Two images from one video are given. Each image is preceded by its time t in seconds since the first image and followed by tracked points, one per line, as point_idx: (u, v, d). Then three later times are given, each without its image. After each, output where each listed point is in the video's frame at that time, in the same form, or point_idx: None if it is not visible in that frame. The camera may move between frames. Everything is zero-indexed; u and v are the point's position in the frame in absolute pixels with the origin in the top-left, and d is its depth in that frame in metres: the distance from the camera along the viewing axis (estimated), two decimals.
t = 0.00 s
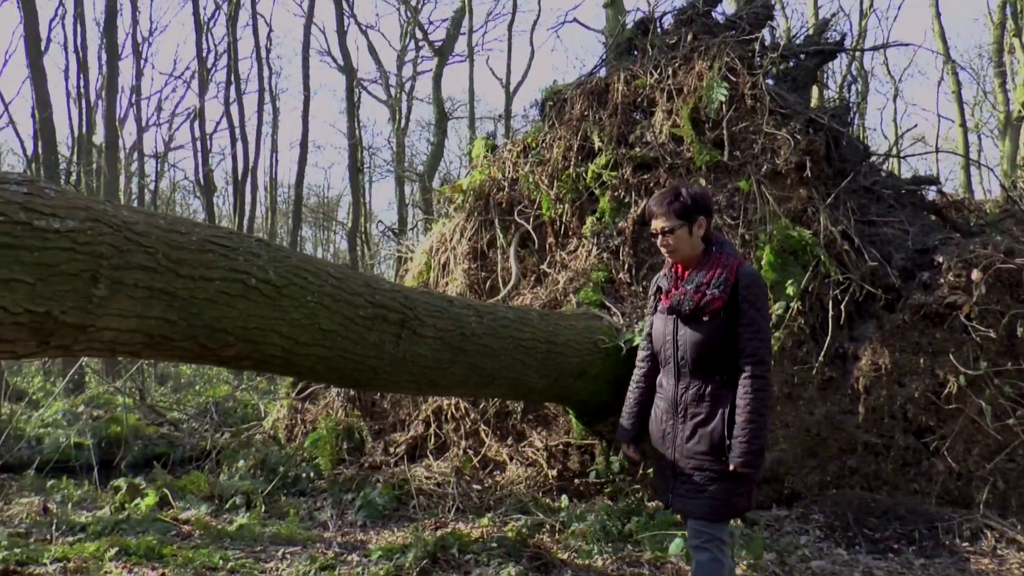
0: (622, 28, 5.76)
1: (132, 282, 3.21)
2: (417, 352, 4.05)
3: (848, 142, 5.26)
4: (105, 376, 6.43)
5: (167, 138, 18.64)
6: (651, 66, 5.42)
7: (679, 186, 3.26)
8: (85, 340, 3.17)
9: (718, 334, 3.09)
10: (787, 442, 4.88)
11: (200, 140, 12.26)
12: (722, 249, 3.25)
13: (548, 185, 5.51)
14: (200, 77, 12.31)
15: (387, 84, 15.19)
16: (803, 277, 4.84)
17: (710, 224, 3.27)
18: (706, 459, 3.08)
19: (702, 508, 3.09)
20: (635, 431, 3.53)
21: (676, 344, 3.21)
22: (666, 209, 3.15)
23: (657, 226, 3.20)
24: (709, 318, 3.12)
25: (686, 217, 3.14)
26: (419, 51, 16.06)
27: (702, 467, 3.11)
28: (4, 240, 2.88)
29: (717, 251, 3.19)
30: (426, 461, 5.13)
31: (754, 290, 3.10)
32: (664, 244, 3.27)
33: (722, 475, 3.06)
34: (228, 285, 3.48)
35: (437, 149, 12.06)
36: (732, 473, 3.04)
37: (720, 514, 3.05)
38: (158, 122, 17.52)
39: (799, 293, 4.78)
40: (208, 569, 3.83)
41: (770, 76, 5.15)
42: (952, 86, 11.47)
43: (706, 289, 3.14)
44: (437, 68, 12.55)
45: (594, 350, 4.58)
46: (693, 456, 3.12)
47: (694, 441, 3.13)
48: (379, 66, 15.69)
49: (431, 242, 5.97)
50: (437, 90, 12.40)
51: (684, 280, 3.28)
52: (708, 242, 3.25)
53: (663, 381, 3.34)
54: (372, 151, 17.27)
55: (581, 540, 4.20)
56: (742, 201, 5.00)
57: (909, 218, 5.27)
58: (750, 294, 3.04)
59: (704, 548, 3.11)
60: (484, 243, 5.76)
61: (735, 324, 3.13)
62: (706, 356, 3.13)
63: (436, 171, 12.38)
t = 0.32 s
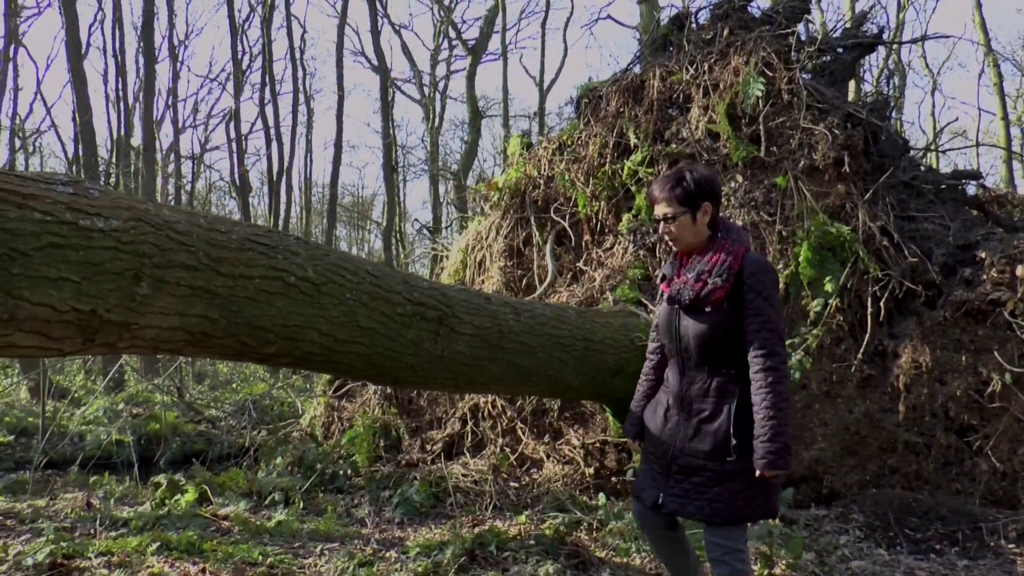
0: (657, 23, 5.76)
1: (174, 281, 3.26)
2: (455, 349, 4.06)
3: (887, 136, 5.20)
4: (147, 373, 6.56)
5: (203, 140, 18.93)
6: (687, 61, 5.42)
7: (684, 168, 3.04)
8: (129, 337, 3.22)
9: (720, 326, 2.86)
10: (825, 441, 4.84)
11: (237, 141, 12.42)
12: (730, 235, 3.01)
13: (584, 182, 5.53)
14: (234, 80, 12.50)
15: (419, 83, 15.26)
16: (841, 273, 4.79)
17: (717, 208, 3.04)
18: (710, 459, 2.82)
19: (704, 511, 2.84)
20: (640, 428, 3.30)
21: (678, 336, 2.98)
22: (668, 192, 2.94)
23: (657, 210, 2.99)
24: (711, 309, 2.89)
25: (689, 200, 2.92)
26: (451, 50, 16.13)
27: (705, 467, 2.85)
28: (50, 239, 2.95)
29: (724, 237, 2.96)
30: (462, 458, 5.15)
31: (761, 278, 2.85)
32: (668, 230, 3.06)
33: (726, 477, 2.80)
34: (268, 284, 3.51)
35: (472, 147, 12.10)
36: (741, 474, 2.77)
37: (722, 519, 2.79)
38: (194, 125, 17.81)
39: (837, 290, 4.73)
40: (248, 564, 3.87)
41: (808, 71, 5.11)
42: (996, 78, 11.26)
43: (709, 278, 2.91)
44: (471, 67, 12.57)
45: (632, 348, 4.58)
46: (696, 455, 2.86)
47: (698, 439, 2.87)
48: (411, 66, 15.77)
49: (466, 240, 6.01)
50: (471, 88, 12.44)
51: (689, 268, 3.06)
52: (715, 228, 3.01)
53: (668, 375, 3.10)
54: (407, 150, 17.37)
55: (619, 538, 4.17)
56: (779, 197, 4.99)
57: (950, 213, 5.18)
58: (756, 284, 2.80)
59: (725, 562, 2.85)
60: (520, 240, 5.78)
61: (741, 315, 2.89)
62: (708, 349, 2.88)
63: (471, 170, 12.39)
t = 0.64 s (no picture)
0: (699, 17, 5.76)
1: (222, 278, 3.30)
2: (498, 346, 4.07)
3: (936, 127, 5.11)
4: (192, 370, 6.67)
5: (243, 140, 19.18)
6: (729, 55, 5.42)
7: (680, 159, 2.99)
8: (178, 333, 3.27)
9: (722, 320, 2.79)
10: (872, 439, 4.77)
11: (280, 139, 12.73)
12: (728, 228, 2.96)
13: (626, 178, 5.53)
14: (273, 81, 12.69)
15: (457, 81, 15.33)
16: (888, 268, 4.72)
17: (715, 201, 2.99)
18: (717, 462, 2.75)
19: (714, 519, 2.76)
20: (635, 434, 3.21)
21: (676, 333, 2.90)
22: (667, 182, 2.88)
23: (655, 202, 2.93)
24: (712, 304, 2.81)
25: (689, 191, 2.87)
26: (489, 49, 16.19)
27: (714, 472, 2.78)
28: (104, 237, 3.03)
29: (723, 230, 2.91)
30: (506, 455, 5.17)
31: (762, 272, 2.80)
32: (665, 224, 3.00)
33: (735, 480, 2.74)
34: (315, 280, 3.55)
35: (513, 145, 12.11)
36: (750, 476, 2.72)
37: (736, 525, 2.72)
38: (234, 125, 18.04)
39: (883, 285, 4.66)
40: (293, 558, 3.89)
41: (852, 62, 5.07)
42: None
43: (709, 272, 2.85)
44: (511, 64, 12.57)
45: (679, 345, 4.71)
46: (701, 460, 2.78)
47: (701, 443, 2.80)
48: (450, 65, 15.85)
49: (508, 237, 6.03)
50: (510, 86, 12.46)
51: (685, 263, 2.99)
52: (712, 221, 2.96)
53: (664, 376, 3.00)
54: (445, 148, 17.42)
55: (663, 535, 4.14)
56: (823, 191, 4.97)
57: (1001, 206, 5.07)
58: (758, 276, 2.76)
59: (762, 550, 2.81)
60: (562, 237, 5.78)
61: (742, 310, 2.83)
62: (710, 346, 2.80)
63: (511, 167, 12.40)
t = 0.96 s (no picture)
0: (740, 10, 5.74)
1: (269, 275, 3.34)
2: (542, 341, 4.15)
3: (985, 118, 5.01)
4: (236, 367, 6.77)
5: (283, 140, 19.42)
6: (770, 48, 5.41)
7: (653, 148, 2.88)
8: (226, 330, 3.31)
9: (706, 311, 2.67)
10: (918, 436, 4.69)
11: (321, 141, 12.94)
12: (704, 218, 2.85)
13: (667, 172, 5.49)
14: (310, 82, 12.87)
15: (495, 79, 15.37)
16: (934, 263, 4.64)
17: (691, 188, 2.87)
18: (701, 457, 2.62)
19: (695, 515, 2.64)
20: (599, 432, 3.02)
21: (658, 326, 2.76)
22: (643, 171, 2.76)
23: (630, 190, 2.79)
24: (694, 294, 2.69)
25: (666, 178, 2.75)
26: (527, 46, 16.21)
27: (698, 465, 2.64)
28: (153, 235, 3.08)
29: (701, 218, 2.79)
30: (548, 452, 5.14)
31: (744, 259, 2.70)
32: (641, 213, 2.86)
33: (719, 472, 2.61)
34: (359, 277, 3.57)
35: (552, 141, 12.10)
36: (731, 470, 2.60)
37: (717, 523, 2.60)
38: (274, 124, 18.24)
39: (929, 280, 4.60)
40: (338, 553, 3.92)
41: (897, 52, 5.02)
42: None
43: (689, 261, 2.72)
44: (549, 60, 12.55)
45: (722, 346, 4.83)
46: (685, 453, 2.67)
47: (688, 436, 2.68)
48: (489, 62, 15.90)
49: (550, 233, 6.06)
50: (549, 83, 12.45)
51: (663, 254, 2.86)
52: (689, 210, 2.85)
53: (648, 372, 2.86)
54: (484, 146, 17.44)
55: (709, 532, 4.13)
56: (867, 184, 4.91)
57: None
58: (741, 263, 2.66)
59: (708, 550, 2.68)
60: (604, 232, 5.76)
61: (725, 300, 2.71)
62: (695, 337, 2.68)
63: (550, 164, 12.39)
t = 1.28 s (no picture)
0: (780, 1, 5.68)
1: (314, 271, 3.37)
2: (585, 336, 4.18)
3: None
4: (277, 363, 6.86)
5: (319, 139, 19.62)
6: (812, 40, 5.34)
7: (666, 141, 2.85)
8: (272, 325, 3.35)
9: (714, 307, 2.64)
10: (964, 432, 4.62)
11: (356, 139, 13.07)
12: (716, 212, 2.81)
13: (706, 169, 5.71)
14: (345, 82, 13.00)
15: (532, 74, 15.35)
16: (980, 256, 4.54)
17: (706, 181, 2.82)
18: (709, 460, 2.60)
19: (701, 519, 2.64)
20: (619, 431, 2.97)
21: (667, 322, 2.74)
22: (655, 163, 2.72)
23: (643, 184, 2.76)
24: (703, 290, 2.66)
25: (678, 172, 2.72)
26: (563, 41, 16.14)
27: (703, 468, 2.63)
28: (200, 232, 3.12)
29: (714, 212, 2.75)
30: (590, 448, 5.12)
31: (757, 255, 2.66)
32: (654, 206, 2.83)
33: (724, 478, 2.60)
34: (403, 273, 3.59)
35: (591, 136, 12.06)
36: (740, 473, 2.58)
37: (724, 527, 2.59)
38: (311, 122, 18.40)
39: (976, 273, 4.49)
40: (381, 547, 3.95)
41: (942, 42, 4.95)
42: None
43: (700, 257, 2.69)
44: (587, 55, 12.51)
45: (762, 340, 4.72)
46: (692, 454, 2.65)
47: (696, 437, 2.66)
48: (525, 57, 15.87)
49: (590, 228, 6.05)
50: (586, 77, 12.40)
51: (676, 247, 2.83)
52: (704, 203, 2.80)
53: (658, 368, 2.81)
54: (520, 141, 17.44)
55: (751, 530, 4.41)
56: (911, 177, 4.84)
57: None
58: (752, 259, 2.61)
59: (702, 566, 2.70)
60: (643, 227, 5.71)
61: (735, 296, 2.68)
62: (703, 335, 2.65)
63: (588, 160, 12.36)
